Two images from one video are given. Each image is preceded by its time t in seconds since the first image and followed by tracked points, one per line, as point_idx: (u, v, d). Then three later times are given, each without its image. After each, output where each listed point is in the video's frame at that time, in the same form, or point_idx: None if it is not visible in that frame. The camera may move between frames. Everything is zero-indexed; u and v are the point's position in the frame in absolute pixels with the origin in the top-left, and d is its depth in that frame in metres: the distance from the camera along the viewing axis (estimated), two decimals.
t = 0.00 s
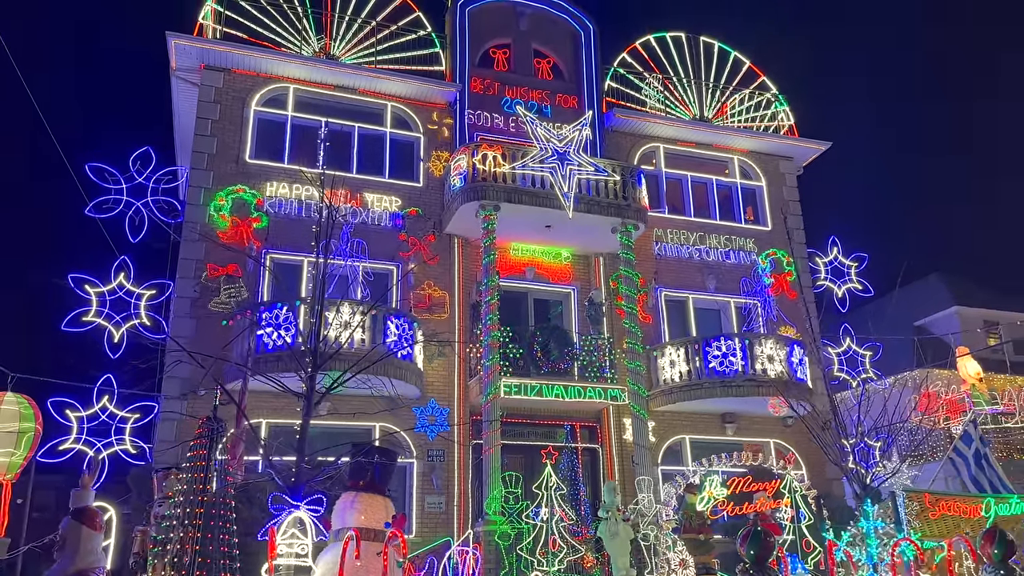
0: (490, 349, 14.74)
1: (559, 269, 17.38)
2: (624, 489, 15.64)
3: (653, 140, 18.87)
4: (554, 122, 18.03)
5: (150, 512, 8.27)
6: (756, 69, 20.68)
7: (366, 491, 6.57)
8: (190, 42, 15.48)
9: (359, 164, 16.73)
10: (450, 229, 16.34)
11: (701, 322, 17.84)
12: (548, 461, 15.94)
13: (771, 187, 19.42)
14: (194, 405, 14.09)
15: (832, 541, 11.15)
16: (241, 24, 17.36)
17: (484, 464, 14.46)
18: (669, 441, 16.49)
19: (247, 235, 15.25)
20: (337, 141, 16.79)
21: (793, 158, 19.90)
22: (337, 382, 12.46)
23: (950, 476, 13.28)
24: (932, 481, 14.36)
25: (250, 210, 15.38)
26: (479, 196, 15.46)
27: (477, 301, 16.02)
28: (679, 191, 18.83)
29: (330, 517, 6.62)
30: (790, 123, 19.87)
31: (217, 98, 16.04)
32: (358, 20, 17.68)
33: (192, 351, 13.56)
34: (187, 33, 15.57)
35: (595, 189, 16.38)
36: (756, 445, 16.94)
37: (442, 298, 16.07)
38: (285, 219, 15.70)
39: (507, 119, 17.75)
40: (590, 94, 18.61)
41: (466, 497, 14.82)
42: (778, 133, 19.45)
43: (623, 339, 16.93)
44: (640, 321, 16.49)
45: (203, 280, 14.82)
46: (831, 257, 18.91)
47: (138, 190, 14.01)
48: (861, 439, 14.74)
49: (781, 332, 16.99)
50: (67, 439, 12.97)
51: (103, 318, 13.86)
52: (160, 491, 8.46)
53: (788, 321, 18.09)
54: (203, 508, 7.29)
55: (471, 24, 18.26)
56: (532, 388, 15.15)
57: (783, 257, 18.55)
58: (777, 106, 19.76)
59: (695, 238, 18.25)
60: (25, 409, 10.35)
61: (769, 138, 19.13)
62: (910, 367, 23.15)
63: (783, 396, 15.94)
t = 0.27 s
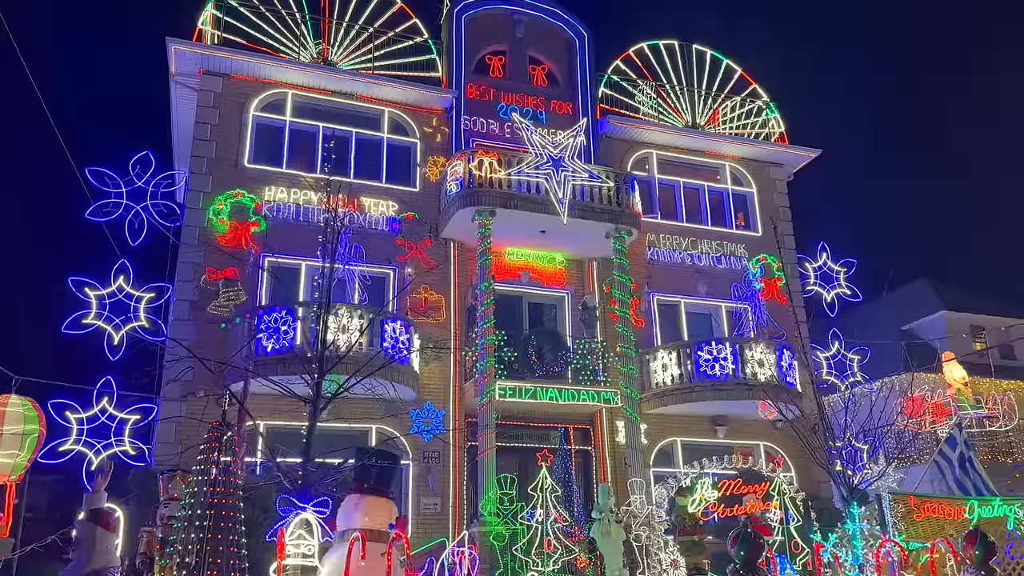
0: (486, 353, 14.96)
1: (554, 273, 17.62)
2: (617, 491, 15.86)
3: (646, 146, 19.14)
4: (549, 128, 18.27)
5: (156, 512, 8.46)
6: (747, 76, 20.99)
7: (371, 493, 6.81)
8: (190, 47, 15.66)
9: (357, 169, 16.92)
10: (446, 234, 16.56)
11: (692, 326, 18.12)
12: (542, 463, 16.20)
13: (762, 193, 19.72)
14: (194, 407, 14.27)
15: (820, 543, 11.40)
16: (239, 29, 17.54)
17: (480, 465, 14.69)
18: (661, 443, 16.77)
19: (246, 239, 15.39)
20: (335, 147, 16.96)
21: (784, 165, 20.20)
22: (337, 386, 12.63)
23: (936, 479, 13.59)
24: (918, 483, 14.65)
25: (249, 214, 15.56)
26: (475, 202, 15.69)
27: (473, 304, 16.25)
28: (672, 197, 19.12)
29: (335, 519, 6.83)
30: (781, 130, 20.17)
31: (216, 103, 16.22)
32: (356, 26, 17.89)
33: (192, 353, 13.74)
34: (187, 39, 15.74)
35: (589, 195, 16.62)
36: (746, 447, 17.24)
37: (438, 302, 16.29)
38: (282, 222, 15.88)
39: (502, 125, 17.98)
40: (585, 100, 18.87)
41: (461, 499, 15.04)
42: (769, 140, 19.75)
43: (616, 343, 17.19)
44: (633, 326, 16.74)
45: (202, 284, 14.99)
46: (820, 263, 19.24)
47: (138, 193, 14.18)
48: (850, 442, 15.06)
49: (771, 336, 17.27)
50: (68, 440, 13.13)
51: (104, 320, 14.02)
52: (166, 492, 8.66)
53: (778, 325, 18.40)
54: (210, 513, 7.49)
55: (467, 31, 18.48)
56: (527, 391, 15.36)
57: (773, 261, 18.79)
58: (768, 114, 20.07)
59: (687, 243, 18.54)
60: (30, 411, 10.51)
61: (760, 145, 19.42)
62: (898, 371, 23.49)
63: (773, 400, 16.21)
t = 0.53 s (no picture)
0: (481, 357, 15.15)
1: (548, 277, 17.83)
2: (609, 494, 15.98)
3: (639, 152, 19.37)
4: (543, 133, 18.48)
5: (159, 514, 8.62)
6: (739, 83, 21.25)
7: (373, 498, 7.01)
8: (189, 53, 15.79)
9: (353, 173, 17.09)
10: (441, 238, 16.75)
11: (684, 331, 18.35)
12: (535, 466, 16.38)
13: (753, 199, 19.97)
14: (191, 410, 14.40)
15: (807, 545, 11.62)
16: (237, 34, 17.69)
17: (474, 468, 14.88)
18: (653, 446, 16.99)
19: (243, 243, 15.61)
20: (331, 152, 17.11)
21: (775, 171, 20.47)
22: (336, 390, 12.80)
23: (922, 483, 13.84)
24: (905, 485, 14.90)
25: (246, 218, 15.72)
26: (470, 207, 15.87)
27: (467, 308, 16.44)
28: (664, 203, 19.35)
29: (336, 522, 7.02)
30: (772, 137, 20.44)
31: (214, 108, 16.36)
32: (353, 32, 18.05)
33: (189, 357, 13.87)
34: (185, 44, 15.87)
35: (583, 201, 16.84)
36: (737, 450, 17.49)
37: (433, 306, 16.46)
38: (278, 226, 16.01)
39: (497, 131, 18.17)
40: (579, 106, 19.08)
41: (456, 501, 15.21)
42: (760, 146, 20.01)
43: (609, 347, 17.40)
44: (626, 330, 16.96)
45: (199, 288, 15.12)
46: (810, 268, 19.52)
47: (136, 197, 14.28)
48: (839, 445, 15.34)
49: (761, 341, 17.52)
50: (66, 442, 13.24)
51: (102, 323, 14.14)
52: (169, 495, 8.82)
53: (769, 329, 18.67)
54: (217, 515, 7.69)
55: (462, 37, 18.68)
56: (521, 395, 15.55)
57: (764, 267, 19.11)
58: (760, 120, 20.33)
59: (679, 248, 18.77)
60: (32, 414, 10.64)
61: (751, 151, 19.68)
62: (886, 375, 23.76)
63: (763, 404, 16.44)
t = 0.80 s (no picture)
0: (474, 360, 15.37)
1: (540, 281, 18.07)
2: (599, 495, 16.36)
3: (631, 157, 19.62)
4: (536, 138, 18.71)
5: (158, 515, 8.79)
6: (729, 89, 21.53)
7: (368, 500, 7.20)
8: (185, 58, 15.94)
9: (348, 178, 17.27)
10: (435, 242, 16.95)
11: (675, 334, 18.61)
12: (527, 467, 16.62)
13: (743, 204, 20.25)
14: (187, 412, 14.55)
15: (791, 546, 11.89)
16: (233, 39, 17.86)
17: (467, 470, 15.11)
18: (643, 447, 17.24)
19: (238, 247, 15.73)
20: (326, 156, 17.29)
21: (764, 176, 20.75)
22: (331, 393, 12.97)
23: (906, 484, 14.12)
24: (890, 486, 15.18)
25: (242, 222, 15.86)
26: (464, 211, 16.09)
27: (461, 311, 16.67)
28: (655, 207, 19.61)
29: (333, 524, 7.22)
30: (761, 142, 20.72)
31: (210, 113, 16.52)
32: (348, 37, 18.25)
33: (185, 359, 14.03)
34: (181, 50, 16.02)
35: (575, 206, 17.09)
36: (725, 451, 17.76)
37: (427, 309, 16.66)
38: (274, 230, 16.19)
39: (491, 135, 18.39)
40: (571, 112, 19.32)
41: (448, 502, 15.42)
42: (750, 152, 20.29)
43: (600, 350, 17.64)
44: (617, 333, 17.20)
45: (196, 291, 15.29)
46: (799, 272, 19.81)
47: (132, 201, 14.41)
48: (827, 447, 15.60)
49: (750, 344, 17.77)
50: (63, 443, 13.39)
51: (99, 326, 14.29)
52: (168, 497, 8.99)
53: (757, 332, 18.94)
54: (218, 516, 7.89)
55: (456, 42, 18.89)
56: (513, 397, 15.76)
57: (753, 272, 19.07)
58: (749, 126, 20.61)
59: (670, 252, 19.03)
60: (32, 416, 10.79)
61: (741, 157, 19.96)
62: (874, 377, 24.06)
63: (752, 406, 16.70)
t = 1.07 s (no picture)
0: (467, 364, 15.57)
1: (533, 284, 18.30)
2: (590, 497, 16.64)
3: (623, 162, 19.86)
4: (529, 144, 18.93)
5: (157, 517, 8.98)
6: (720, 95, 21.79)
7: (363, 503, 7.40)
8: (181, 64, 16.10)
9: (343, 182, 17.45)
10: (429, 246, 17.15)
11: (666, 337, 18.86)
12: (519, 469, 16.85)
13: (733, 209, 20.50)
14: (183, 414, 14.72)
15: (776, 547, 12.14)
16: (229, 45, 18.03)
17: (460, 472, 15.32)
18: (634, 449, 17.48)
19: (235, 250, 15.83)
20: (322, 161, 17.48)
21: (755, 181, 21.00)
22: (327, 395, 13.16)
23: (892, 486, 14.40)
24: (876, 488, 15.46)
25: (239, 226, 15.95)
26: (458, 216, 16.29)
27: (454, 314, 16.89)
28: (647, 212, 19.84)
29: (329, 526, 7.42)
30: (751, 148, 20.98)
31: (206, 118, 16.69)
32: (343, 43, 18.44)
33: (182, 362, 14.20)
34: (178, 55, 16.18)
35: (567, 211, 17.30)
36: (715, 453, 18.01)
37: (421, 312, 16.87)
38: (269, 234, 16.37)
39: (484, 141, 18.61)
40: (564, 117, 19.55)
41: (442, 503, 15.62)
42: (740, 157, 20.55)
43: (592, 353, 17.87)
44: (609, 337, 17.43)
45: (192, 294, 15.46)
46: (788, 276, 20.06)
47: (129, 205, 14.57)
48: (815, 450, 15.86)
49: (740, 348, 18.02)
50: (61, 445, 13.55)
51: (96, 329, 14.46)
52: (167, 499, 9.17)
53: (747, 335, 19.19)
54: (218, 518, 8.09)
55: (450, 48, 19.09)
56: (505, 400, 15.97)
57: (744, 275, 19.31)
58: (740, 132, 20.87)
59: (661, 256, 19.27)
60: (32, 419, 10.95)
61: (732, 162, 20.21)
62: (864, 380, 24.35)
63: (742, 409, 16.93)
